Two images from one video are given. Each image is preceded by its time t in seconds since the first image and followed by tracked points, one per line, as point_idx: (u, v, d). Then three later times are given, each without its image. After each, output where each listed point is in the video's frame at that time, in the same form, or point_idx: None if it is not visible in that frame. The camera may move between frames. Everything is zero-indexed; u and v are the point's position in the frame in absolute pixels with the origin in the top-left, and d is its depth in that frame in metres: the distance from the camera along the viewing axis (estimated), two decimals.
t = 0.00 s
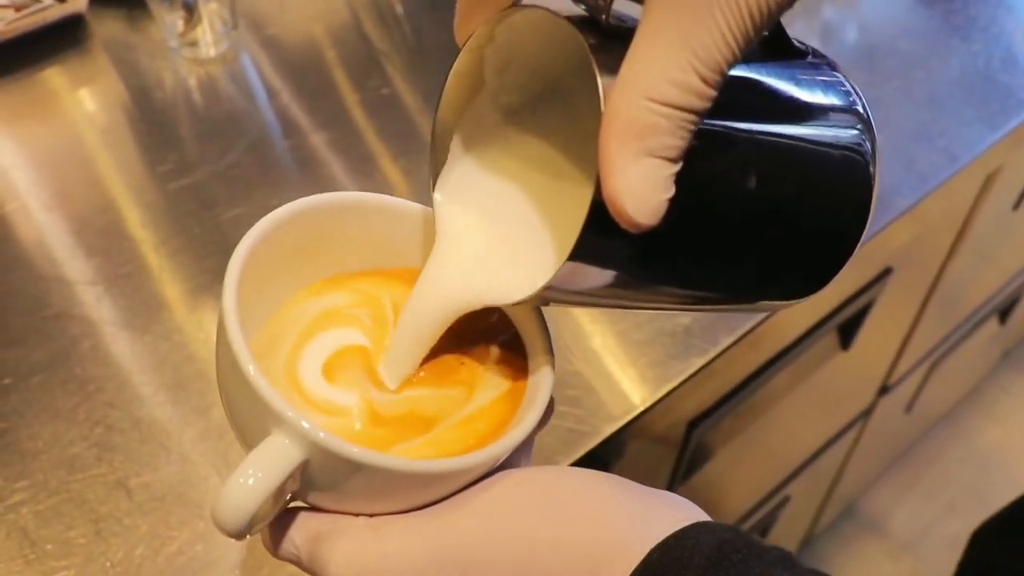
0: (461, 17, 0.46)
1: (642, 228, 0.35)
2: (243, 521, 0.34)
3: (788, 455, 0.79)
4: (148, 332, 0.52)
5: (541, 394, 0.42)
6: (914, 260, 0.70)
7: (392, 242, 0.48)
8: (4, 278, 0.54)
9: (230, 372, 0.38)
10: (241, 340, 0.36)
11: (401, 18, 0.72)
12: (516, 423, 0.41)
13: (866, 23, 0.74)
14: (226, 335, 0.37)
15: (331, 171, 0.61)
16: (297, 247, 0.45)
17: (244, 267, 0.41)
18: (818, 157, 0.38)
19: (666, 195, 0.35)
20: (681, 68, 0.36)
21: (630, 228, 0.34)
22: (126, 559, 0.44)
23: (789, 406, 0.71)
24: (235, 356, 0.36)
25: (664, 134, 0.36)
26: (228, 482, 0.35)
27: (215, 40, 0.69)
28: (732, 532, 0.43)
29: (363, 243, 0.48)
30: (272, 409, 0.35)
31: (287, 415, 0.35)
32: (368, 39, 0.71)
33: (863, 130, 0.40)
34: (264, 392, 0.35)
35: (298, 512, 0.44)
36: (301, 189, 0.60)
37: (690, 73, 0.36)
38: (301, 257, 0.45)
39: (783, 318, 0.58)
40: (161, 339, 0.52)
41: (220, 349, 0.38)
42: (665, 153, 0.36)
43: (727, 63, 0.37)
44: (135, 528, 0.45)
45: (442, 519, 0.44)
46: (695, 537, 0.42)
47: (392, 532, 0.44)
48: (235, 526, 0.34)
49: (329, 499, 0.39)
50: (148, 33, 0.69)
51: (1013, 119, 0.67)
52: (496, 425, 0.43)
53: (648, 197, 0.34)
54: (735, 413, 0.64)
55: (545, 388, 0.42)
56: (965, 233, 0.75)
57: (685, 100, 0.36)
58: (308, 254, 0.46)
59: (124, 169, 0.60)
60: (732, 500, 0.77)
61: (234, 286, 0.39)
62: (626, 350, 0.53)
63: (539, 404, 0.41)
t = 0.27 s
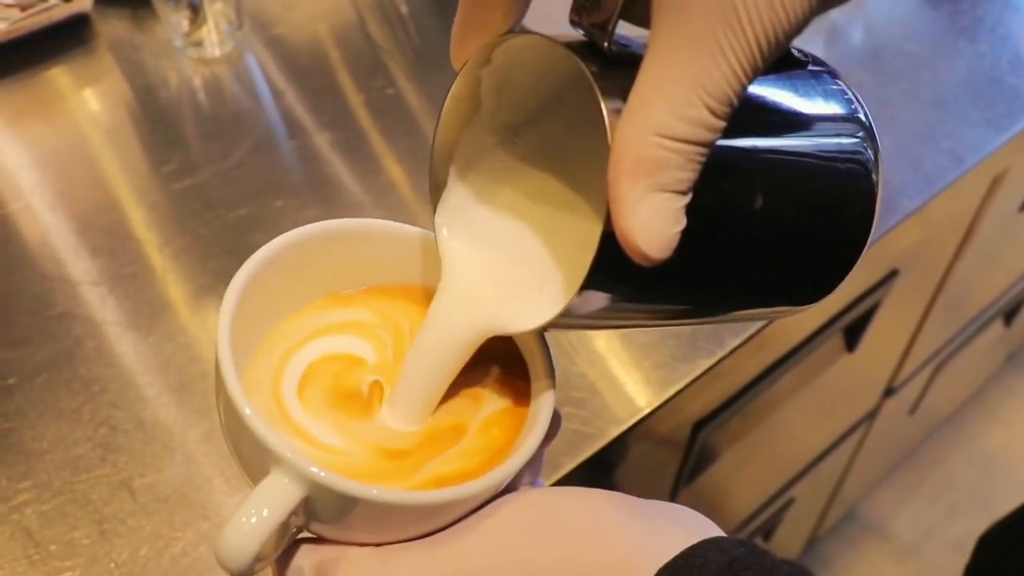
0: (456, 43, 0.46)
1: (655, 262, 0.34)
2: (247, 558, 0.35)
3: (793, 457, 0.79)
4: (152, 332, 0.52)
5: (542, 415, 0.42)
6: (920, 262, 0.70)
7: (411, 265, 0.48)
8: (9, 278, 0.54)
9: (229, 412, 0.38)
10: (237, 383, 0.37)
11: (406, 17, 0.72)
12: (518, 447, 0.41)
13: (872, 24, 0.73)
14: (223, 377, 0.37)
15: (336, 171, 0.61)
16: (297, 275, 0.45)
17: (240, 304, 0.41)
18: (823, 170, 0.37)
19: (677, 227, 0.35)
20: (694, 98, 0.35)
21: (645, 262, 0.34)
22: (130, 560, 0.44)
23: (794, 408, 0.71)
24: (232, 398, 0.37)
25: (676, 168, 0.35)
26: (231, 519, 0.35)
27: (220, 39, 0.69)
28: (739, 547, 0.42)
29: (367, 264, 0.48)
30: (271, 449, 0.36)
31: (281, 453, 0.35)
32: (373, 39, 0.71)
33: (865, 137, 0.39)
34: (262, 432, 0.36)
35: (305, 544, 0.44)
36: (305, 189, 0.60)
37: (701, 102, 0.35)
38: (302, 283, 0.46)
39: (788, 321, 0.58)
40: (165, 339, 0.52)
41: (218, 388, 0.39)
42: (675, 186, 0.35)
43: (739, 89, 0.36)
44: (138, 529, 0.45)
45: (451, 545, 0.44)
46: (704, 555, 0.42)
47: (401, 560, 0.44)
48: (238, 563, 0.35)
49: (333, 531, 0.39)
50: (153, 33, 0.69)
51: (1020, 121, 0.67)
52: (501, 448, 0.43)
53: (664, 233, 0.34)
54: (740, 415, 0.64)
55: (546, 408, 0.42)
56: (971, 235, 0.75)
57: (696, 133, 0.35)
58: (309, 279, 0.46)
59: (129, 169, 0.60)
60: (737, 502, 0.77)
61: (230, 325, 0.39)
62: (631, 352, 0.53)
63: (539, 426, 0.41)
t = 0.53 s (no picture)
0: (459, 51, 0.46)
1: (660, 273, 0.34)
2: None
3: (798, 459, 0.79)
4: (156, 332, 0.52)
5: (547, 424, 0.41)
6: (927, 263, 0.70)
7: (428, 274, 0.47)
8: (13, 277, 0.54)
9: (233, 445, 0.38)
10: (237, 417, 0.37)
11: (411, 16, 0.72)
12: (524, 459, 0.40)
13: (879, 25, 0.73)
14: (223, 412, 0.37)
15: (341, 170, 0.61)
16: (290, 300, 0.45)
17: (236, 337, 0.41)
18: (829, 173, 0.36)
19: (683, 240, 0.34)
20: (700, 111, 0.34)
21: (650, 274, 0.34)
22: (133, 561, 0.44)
23: (799, 410, 0.71)
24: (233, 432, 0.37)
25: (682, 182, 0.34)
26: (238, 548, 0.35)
27: (225, 38, 0.68)
28: (753, 553, 0.40)
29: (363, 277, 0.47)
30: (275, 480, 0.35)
31: (293, 488, 0.35)
32: (378, 38, 0.70)
33: (873, 138, 0.38)
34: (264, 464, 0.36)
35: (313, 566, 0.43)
36: (309, 188, 0.60)
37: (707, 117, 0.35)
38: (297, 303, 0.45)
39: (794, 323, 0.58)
40: (169, 338, 0.52)
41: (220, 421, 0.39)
42: (681, 201, 0.35)
43: (744, 102, 0.35)
44: (142, 529, 0.45)
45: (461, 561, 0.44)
46: (716, 565, 0.39)
47: None
48: None
49: (341, 552, 0.39)
50: (158, 31, 0.69)
51: None
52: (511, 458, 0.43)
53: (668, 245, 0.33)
54: (746, 417, 0.63)
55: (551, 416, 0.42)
56: (978, 236, 0.74)
57: (703, 148, 0.34)
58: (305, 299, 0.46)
59: (133, 168, 0.60)
60: (742, 504, 0.77)
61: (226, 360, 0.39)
62: (637, 354, 0.53)
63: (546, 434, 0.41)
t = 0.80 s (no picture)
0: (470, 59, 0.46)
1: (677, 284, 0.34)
2: None
3: (804, 460, 0.79)
4: (162, 329, 0.52)
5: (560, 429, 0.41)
6: (935, 263, 0.69)
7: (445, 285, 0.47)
8: (20, 274, 0.54)
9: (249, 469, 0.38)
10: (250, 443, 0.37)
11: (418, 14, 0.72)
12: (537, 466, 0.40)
13: (887, 25, 0.73)
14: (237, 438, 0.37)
15: (347, 169, 0.61)
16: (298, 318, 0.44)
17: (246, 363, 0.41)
18: (844, 176, 0.36)
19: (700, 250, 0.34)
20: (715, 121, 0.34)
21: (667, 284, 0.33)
22: (139, 559, 0.44)
23: (806, 410, 0.70)
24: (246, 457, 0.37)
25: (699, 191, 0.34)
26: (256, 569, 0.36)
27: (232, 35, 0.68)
28: (772, 552, 0.39)
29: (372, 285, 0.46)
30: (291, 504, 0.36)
31: (309, 510, 0.36)
32: (384, 36, 0.70)
33: (883, 140, 0.38)
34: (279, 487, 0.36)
35: None
36: (315, 186, 0.59)
37: (723, 127, 0.35)
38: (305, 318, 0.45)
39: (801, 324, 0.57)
40: (175, 336, 0.52)
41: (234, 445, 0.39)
42: (697, 210, 0.34)
43: (759, 111, 0.35)
44: (148, 528, 0.45)
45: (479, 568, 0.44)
46: (735, 565, 0.39)
47: None
48: None
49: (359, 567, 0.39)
50: (164, 29, 0.69)
51: None
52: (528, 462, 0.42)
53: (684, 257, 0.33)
54: (753, 418, 0.63)
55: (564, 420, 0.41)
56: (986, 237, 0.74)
57: (719, 158, 0.34)
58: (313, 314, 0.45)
59: (140, 165, 0.60)
60: (748, 505, 0.76)
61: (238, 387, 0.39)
62: (644, 354, 0.52)
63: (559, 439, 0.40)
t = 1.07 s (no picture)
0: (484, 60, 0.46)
1: (693, 289, 0.34)
2: None
3: (810, 461, 0.78)
4: (169, 325, 0.52)
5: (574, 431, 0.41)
6: (943, 264, 0.69)
7: (456, 287, 0.47)
8: (26, 270, 0.54)
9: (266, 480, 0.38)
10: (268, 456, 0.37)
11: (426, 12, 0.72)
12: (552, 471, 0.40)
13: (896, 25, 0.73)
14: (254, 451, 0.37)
15: (354, 166, 0.61)
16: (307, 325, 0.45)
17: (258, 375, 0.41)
18: (862, 177, 0.36)
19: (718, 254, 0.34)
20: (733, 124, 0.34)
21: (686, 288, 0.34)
22: (146, 556, 0.44)
23: (813, 411, 0.70)
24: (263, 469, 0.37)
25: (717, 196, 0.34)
26: None
27: (239, 32, 0.68)
28: (794, 550, 0.39)
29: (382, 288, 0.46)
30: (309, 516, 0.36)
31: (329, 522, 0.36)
32: (392, 33, 0.70)
33: (893, 138, 0.37)
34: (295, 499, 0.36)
35: None
36: (322, 183, 0.59)
37: (742, 132, 0.34)
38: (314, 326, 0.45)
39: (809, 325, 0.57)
40: (182, 332, 0.51)
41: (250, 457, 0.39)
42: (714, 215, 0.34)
43: (778, 116, 0.35)
44: (154, 524, 0.45)
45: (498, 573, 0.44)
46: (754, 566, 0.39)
47: None
48: None
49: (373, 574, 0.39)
50: (171, 25, 0.69)
51: None
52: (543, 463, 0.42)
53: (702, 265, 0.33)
54: (760, 418, 0.63)
55: (578, 423, 0.41)
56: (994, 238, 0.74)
57: (737, 164, 0.34)
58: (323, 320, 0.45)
59: (147, 161, 0.60)
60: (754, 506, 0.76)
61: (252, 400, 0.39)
62: (651, 353, 0.52)
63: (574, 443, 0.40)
